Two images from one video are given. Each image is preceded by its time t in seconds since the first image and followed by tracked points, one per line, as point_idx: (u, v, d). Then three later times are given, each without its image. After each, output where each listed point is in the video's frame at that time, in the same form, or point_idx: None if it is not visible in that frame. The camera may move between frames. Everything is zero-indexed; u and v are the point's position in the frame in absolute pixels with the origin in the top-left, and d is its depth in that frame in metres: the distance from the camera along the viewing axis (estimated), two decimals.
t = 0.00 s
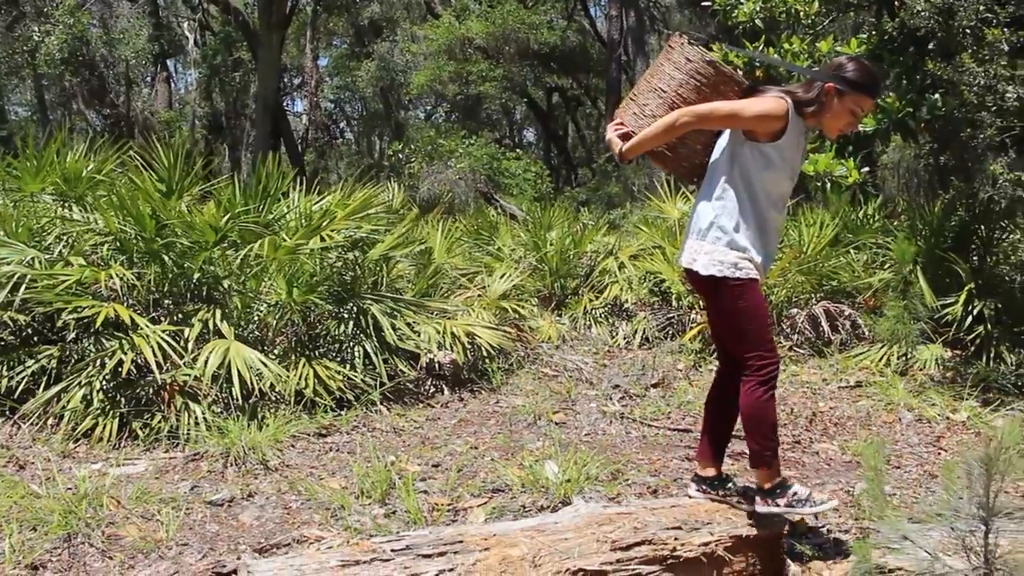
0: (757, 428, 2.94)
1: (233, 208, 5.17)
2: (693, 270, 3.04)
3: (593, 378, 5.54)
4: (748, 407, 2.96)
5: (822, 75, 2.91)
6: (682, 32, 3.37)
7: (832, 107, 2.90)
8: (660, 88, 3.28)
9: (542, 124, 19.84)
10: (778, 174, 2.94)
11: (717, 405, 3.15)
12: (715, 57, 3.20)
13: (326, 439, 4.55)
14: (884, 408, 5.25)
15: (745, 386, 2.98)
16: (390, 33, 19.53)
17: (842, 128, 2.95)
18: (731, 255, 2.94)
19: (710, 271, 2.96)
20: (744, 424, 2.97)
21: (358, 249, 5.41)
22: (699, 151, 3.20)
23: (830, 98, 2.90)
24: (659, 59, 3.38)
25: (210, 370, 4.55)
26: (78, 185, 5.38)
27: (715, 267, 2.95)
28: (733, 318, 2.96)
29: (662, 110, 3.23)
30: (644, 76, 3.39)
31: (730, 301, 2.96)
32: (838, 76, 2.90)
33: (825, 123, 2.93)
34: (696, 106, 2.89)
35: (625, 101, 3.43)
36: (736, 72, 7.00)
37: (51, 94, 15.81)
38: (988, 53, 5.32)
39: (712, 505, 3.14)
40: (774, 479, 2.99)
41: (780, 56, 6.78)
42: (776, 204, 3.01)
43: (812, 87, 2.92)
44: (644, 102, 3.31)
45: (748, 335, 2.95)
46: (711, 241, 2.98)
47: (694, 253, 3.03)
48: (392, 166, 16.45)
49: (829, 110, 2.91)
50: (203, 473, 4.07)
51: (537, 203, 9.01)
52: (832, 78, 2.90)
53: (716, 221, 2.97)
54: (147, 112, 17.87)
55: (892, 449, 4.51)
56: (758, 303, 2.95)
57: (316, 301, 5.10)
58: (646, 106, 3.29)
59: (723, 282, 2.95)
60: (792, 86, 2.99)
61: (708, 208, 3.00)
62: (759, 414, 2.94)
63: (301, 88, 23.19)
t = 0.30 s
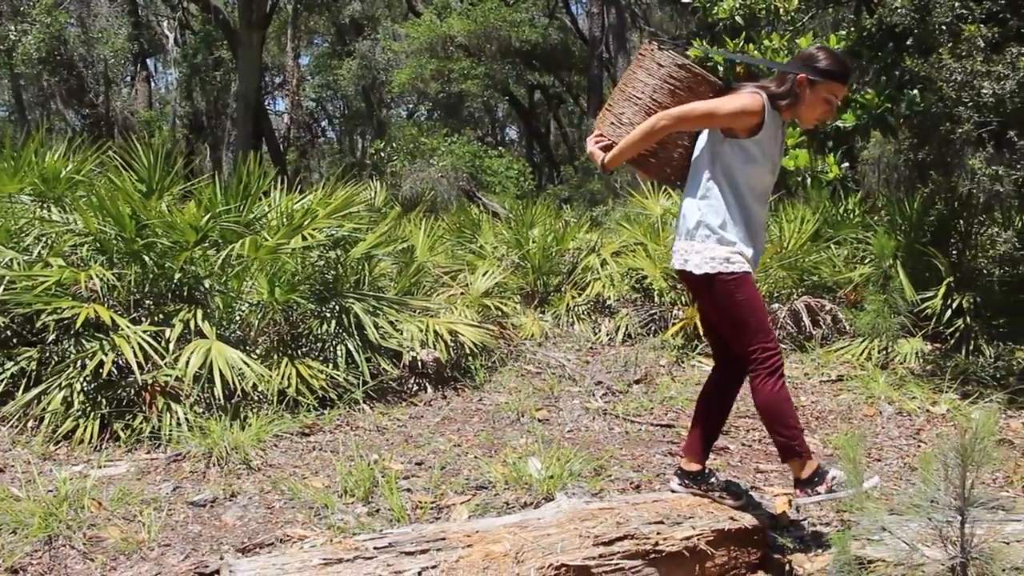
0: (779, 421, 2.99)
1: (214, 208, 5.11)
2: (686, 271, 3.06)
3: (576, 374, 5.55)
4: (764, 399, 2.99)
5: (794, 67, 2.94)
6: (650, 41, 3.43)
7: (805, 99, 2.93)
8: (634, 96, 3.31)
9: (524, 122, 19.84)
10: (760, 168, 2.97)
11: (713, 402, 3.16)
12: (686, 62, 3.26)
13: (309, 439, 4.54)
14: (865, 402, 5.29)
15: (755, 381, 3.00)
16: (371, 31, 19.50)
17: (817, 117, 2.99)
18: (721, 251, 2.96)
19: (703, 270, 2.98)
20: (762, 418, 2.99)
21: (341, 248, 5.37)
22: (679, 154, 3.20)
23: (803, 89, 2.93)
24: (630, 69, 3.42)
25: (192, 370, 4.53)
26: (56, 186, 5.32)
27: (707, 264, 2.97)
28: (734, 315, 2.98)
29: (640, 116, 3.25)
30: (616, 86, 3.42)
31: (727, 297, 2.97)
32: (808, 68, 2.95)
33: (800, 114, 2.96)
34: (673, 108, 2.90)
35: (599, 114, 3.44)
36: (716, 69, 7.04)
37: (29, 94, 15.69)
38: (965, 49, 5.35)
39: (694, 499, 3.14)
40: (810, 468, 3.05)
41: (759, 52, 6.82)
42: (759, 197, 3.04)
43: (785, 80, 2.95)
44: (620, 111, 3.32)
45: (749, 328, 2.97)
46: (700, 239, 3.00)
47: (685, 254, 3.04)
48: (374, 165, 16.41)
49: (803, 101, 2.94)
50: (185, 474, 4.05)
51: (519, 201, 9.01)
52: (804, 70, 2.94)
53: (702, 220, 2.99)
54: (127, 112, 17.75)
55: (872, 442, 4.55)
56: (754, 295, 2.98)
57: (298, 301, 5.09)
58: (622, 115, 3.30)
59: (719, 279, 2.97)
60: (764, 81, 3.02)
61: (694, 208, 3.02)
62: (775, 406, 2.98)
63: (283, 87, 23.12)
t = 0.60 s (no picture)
0: (779, 415, 2.98)
1: (191, 205, 5.06)
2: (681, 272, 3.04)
3: (556, 370, 5.56)
4: (768, 393, 2.98)
5: (768, 61, 2.95)
6: (622, 47, 3.44)
7: (784, 90, 2.94)
8: (614, 105, 3.32)
9: (503, 118, 19.84)
10: (746, 164, 2.97)
11: (707, 400, 3.14)
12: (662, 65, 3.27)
13: (288, 436, 4.52)
14: (842, 396, 5.33)
15: (759, 375, 2.99)
16: (349, 27, 19.43)
17: (795, 108, 3.01)
18: (717, 249, 2.95)
19: (700, 269, 2.96)
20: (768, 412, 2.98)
21: (319, 245, 5.37)
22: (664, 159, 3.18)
23: (782, 81, 2.94)
24: (605, 78, 3.44)
25: (170, 368, 4.50)
26: (29, 182, 5.24)
27: (704, 263, 2.96)
28: (733, 311, 2.97)
29: (621, 125, 3.27)
30: (594, 96, 3.44)
31: (727, 293, 2.96)
32: (784, 59, 2.96)
33: (780, 106, 2.97)
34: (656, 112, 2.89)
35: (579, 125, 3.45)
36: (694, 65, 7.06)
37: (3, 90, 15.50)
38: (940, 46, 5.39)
39: (674, 495, 3.13)
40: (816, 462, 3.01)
41: (737, 49, 6.85)
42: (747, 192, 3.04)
43: (761, 74, 2.94)
44: (600, 121, 3.33)
45: (752, 322, 2.97)
46: (694, 239, 2.98)
47: (678, 255, 3.02)
48: (353, 162, 16.35)
49: (782, 94, 2.95)
50: (164, 473, 4.02)
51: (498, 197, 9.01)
52: (779, 62, 2.94)
53: (695, 220, 2.98)
54: (102, 108, 17.58)
55: (849, 436, 4.59)
56: (752, 290, 2.98)
57: (276, 298, 5.06)
58: (602, 125, 3.31)
59: (715, 278, 2.96)
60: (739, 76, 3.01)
61: (685, 208, 3.01)
62: (779, 399, 2.96)
63: (260, 84, 22.98)
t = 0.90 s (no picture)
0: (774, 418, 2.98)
1: (163, 201, 5.00)
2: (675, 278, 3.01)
3: (530, 366, 5.56)
4: (767, 395, 2.98)
5: (745, 57, 2.98)
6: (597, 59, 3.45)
7: (763, 84, 2.98)
8: (595, 117, 3.31)
9: (478, 115, 19.81)
10: (734, 165, 2.98)
11: (692, 400, 3.14)
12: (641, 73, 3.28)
13: (262, 434, 4.49)
14: (815, 391, 5.38)
15: (758, 379, 2.99)
16: (323, 23, 19.32)
17: (775, 101, 3.05)
18: (711, 254, 2.94)
19: (696, 274, 2.94)
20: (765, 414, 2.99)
21: (292, 241, 5.35)
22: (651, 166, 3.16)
23: (760, 75, 2.98)
24: (582, 91, 3.43)
25: (141, 366, 4.45)
26: None
27: (700, 269, 2.94)
28: (729, 316, 2.96)
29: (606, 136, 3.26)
30: (572, 110, 3.43)
31: (724, 298, 2.95)
32: (759, 54, 3.00)
33: (761, 101, 3.01)
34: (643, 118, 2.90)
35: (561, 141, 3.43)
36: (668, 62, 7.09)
37: None
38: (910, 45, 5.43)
39: (647, 490, 3.14)
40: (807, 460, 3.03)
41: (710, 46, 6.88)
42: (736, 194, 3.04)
43: (741, 71, 2.98)
44: (583, 134, 3.31)
45: (749, 325, 2.97)
46: (688, 244, 2.96)
47: (673, 260, 3.00)
48: (327, 158, 16.25)
49: (761, 88, 2.99)
50: (135, 471, 3.98)
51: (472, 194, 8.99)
52: (756, 57, 2.98)
53: (688, 224, 2.96)
54: (70, 103, 17.34)
55: (821, 431, 4.63)
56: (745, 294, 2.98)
57: (249, 295, 5.04)
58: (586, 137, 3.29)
59: (710, 283, 2.94)
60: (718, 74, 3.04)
61: (678, 213, 2.99)
62: (776, 400, 2.96)
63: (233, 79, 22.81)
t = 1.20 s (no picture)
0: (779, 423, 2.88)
1: (149, 198, 4.95)
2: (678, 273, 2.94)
3: (518, 364, 5.56)
4: (771, 397, 2.88)
5: (768, 50, 2.86)
6: (616, 50, 3.34)
7: (786, 80, 2.85)
8: (613, 108, 3.21)
9: (466, 113, 19.80)
10: (750, 163, 2.87)
11: (680, 394, 3.09)
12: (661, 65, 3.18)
13: (249, 432, 4.48)
14: (802, 388, 5.39)
15: (761, 377, 2.89)
16: (311, 20, 19.28)
17: (798, 95, 2.92)
18: (716, 253, 2.85)
19: (699, 273, 2.86)
20: (767, 415, 2.89)
21: (278, 239, 5.36)
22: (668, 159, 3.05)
23: (783, 70, 2.85)
24: (599, 83, 3.33)
25: (127, 365, 4.42)
26: None
27: (704, 267, 2.85)
28: (732, 314, 2.87)
29: (623, 129, 3.16)
30: (589, 101, 3.32)
31: (728, 298, 2.85)
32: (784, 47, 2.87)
33: (783, 97, 2.88)
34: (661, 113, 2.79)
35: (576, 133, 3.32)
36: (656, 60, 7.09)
37: None
38: (896, 42, 5.44)
39: (634, 487, 3.12)
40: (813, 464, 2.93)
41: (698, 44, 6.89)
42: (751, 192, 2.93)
43: (763, 65, 2.85)
44: (600, 126, 3.21)
45: (754, 326, 2.87)
46: (694, 242, 2.87)
47: (678, 256, 2.91)
48: (315, 156, 16.21)
49: (785, 83, 2.86)
50: (121, 470, 3.96)
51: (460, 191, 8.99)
52: (779, 50, 2.86)
53: (695, 222, 2.87)
54: (56, 100, 17.23)
55: (808, 428, 4.65)
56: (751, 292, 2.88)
57: (235, 293, 5.02)
58: (603, 130, 3.19)
59: (714, 281, 2.85)
60: (739, 68, 2.92)
61: (687, 210, 2.89)
62: (782, 404, 2.87)
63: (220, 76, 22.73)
